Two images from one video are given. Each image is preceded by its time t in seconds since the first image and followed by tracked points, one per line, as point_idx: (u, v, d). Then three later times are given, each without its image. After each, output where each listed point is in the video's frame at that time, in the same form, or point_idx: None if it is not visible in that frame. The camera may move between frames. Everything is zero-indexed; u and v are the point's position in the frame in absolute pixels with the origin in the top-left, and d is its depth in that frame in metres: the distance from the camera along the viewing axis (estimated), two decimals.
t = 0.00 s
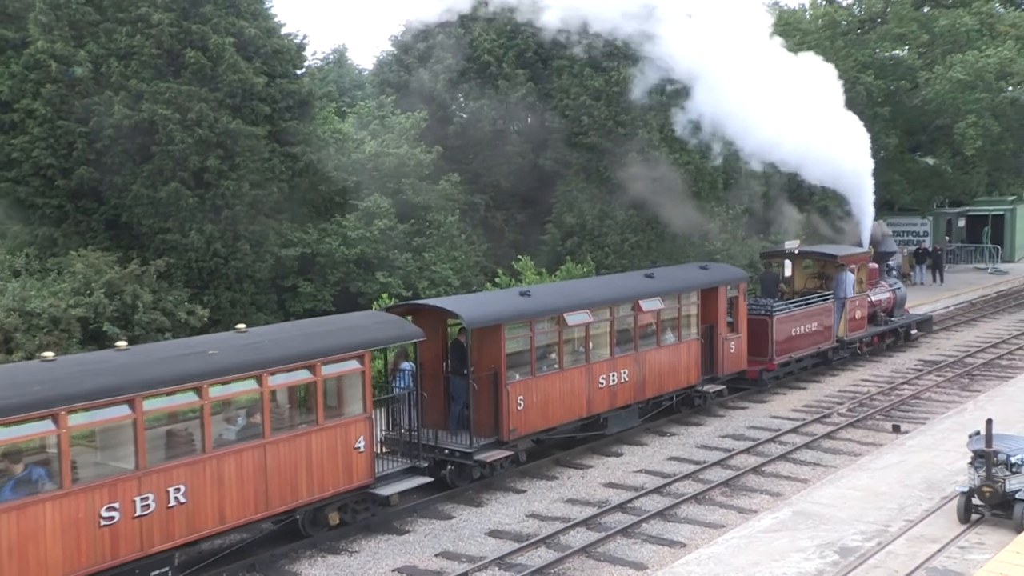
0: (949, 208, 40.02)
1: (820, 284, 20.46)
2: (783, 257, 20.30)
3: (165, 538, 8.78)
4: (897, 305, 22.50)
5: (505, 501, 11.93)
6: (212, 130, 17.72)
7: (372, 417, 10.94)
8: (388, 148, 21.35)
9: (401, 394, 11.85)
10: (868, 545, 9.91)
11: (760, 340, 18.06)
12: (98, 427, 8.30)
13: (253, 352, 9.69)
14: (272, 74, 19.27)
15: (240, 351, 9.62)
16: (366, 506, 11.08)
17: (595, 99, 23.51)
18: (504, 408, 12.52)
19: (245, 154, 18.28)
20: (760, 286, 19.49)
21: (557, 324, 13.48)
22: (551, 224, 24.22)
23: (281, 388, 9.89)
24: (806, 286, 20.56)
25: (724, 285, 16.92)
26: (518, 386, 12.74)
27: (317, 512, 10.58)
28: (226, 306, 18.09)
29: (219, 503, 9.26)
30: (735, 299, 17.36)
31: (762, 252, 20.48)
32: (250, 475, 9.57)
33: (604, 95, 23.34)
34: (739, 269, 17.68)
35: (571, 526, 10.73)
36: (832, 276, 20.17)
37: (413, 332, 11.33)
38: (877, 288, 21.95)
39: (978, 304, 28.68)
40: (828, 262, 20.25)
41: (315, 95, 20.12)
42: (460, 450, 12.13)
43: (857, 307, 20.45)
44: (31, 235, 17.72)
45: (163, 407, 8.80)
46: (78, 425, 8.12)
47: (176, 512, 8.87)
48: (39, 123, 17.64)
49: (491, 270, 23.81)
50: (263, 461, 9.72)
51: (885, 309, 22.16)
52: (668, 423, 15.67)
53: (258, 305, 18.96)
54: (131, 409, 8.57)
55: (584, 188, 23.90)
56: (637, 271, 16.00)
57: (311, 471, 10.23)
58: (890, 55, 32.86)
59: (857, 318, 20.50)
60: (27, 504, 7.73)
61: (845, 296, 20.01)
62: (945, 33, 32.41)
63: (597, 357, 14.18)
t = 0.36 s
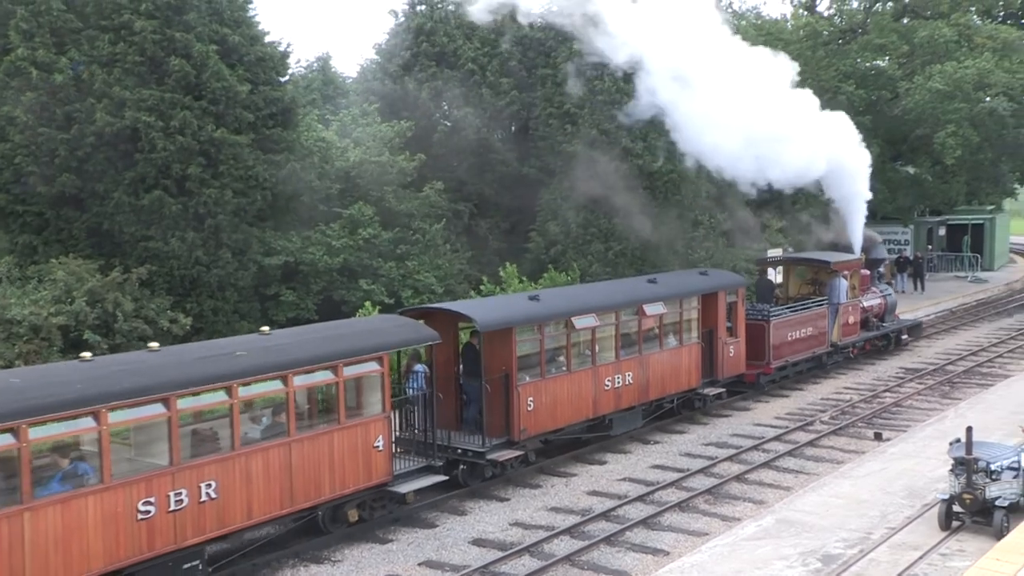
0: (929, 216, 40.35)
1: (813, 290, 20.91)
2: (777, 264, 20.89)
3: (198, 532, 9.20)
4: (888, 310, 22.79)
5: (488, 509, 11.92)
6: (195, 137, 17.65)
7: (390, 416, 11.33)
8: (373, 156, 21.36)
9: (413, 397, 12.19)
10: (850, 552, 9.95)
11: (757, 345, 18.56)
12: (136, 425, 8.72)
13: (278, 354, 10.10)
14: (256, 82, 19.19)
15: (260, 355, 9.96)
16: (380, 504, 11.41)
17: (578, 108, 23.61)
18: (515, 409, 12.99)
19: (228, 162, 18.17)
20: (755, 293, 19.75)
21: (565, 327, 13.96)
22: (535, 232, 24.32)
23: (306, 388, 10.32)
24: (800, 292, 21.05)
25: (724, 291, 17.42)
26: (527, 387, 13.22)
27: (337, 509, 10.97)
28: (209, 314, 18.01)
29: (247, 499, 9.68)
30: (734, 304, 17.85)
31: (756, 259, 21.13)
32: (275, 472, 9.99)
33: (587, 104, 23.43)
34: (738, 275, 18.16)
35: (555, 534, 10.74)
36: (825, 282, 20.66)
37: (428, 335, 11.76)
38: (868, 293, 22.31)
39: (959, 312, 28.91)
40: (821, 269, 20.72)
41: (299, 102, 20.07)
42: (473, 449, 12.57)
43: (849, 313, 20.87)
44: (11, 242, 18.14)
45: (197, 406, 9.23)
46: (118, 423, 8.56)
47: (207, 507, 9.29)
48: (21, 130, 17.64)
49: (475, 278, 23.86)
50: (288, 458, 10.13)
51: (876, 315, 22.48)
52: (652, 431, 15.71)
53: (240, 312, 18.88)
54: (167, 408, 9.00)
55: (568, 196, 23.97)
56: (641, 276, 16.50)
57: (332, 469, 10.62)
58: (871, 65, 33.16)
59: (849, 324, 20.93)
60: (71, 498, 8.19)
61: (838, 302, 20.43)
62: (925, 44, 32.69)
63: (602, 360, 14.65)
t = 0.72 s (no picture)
0: (916, 221, 40.52)
1: (812, 293, 21.19)
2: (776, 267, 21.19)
3: (232, 526, 9.70)
4: (885, 312, 23.32)
5: (478, 517, 11.88)
6: (183, 146, 17.59)
7: (411, 415, 11.80)
8: (361, 164, 21.28)
9: (430, 398, 12.74)
10: (840, 557, 9.95)
11: (759, 347, 18.92)
12: (174, 423, 9.23)
13: (304, 356, 10.58)
14: (244, 90, 19.14)
15: (279, 359, 10.31)
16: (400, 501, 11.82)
17: (566, 115, 23.61)
18: (529, 408, 13.32)
19: (217, 169, 18.09)
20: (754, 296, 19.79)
21: (577, 330, 14.30)
22: (523, 238, 24.30)
23: (333, 388, 10.80)
24: (799, 294, 21.31)
25: (727, 294, 17.84)
26: (541, 388, 13.56)
27: (361, 506, 11.40)
28: (197, 322, 17.92)
29: (278, 495, 10.18)
30: (737, 307, 18.25)
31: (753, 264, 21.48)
32: (305, 469, 10.49)
33: (575, 110, 23.42)
34: (741, 278, 18.57)
35: (545, 541, 10.70)
36: (824, 285, 20.93)
37: (445, 337, 12.20)
38: (866, 296, 22.72)
39: (946, 316, 29.02)
40: (819, 272, 20.95)
41: (288, 110, 20.03)
42: (490, 448, 12.89)
43: (848, 316, 21.29)
44: None
45: (231, 406, 9.73)
46: (159, 421, 9.07)
47: (241, 503, 9.80)
48: (8, 139, 17.45)
49: (465, 285, 23.87)
50: (316, 456, 10.62)
51: (874, 317, 22.93)
52: (641, 437, 15.68)
53: (229, 321, 18.80)
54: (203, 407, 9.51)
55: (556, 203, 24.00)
56: (647, 279, 16.88)
57: (358, 466, 11.10)
58: (857, 70, 33.27)
59: (848, 326, 21.35)
60: (117, 493, 8.69)
61: (837, 304, 20.77)
62: (911, 49, 32.79)
63: (612, 362, 15.00)
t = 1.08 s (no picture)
0: (913, 225, 40.56)
1: (820, 296, 21.55)
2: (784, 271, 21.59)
3: (273, 521, 10.00)
4: (891, 315, 23.61)
5: (477, 524, 11.83)
6: (180, 155, 17.57)
7: (439, 415, 12.12)
8: (359, 171, 21.18)
9: (453, 399, 13.19)
10: (840, 563, 9.92)
11: (769, 349, 19.31)
12: (220, 421, 9.53)
13: (339, 356, 10.88)
14: (240, 98, 19.21)
15: (291, 363, 10.36)
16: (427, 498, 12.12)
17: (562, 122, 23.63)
18: (551, 408, 13.69)
19: (214, 178, 18.08)
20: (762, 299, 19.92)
21: (596, 332, 14.68)
22: (521, 245, 24.27)
23: (365, 388, 11.10)
24: (806, 298, 21.67)
25: (740, 297, 18.21)
26: (561, 389, 13.92)
27: (391, 502, 11.69)
28: (196, 331, 17.89)
29: (316, 491, 10.47)
30: (748, 310, 18.64)
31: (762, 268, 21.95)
32: (341, 466, 10.79)
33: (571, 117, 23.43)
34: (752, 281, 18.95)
35: (544, 548, 10.66)
36: (832, 288, 21.26)
37: (470, 339, 12.53)
38: (872, 298, 23.14)
39: (944, 321, 29.01)
40: (827, 275, 21.27)
41: (285, 118, 20.05)
42: (513, 447, 13.22)
43: (856, 317, 21.71)
44: None
45: (273, 404, 10.05)
46: (206, 419, 9.37)
47: (281, 498, 10.09)
48: (6, 149, 17.38)
49: (462, 292, 23.91)
50: (351, 454, 10.91)
51: (880, 319, 23.33)
52: (639, 443, 15.64)
53: (227, 329, 18.73)
54: (246, 405, 9.81)
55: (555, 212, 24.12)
56: (662, 283, 17.28)
57: (390, 464, 11.39)
58: (853, 75, 33.30)
59: (856, 328, 21.76)
60: (167, 487, 8.98)
61: (845, 307, 21.18)
62: (907, 54, 32.84)
63: (629, 363, 15.38)
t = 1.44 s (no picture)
0: (916, 227, 40.55)
1: (832, 296, 22.16)
2: (796, 272, 22.28)
3: (314, 510, 10.50)
4: (902, 315, 24.00)
5: (479, 526, 11.86)
6: (183, 156, 17.68)
7: (469, 410, 12.62)
8: (363, 173, 21.24)
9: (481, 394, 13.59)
10: (842, 565, 9.94)
11: (784, 347, 19.75)
12: (264, 415, 10.04)
13: (376, 352, 11.38)
14: (243, 99, 19.21)
15: (298, 365, 10.48)
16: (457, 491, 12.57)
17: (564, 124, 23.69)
18: (576, 404, 14.14)
19: (216, 179, 18.17)
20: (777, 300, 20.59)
21: (618, 330, 15.13)
22: (523, 247, 24.28)
23: (401, 383, 11.60)
24: (819, 298, 22.29)
25: (755, 296, 18.67)
26: (586, 385, 14.36)
27: (424, 494, 12.17)
28: (198, 332, 17.87)
29: (354, 482, 10.99)
30: (764, 309, 19.08)
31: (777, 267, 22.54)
32: (377, 459, 11.29)
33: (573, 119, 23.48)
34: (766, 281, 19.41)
35: (547, 550, 10.68)
36: (844, 288, 21.80)
37: (497, 336, 13.03)
38: (884, 298, 23.54)
39: (947, 323, 28.99)
40: (839, 276, 21.77)
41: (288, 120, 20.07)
42: (539, 441, 13.70)
43: (867, 317, 22.16)
44: None
45: (314, 397, 10.53)
46: (252, 412, 9.90)
47: (322, 489, 10.60)
48: (8, 150, 17.38)
49: (465, 293, 24.00)
50: (386, 447, 11.41)
51: (891, 319, 23.72)
52: (642, 445, 15.64)
53: (230, 331, 18.66)
54: (288, 399, 10.32)
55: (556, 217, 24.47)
56: (680, 282, 17.73)
57: (424, 457, 11.88)
58: (856, 78, 33.29)
59: (868, 327, 22.19)
60: (217, 477, 9.52)
61: (857, 306, 21.65)
62: (909, 56, 32.84)
63: (650, 361, 15.83)
